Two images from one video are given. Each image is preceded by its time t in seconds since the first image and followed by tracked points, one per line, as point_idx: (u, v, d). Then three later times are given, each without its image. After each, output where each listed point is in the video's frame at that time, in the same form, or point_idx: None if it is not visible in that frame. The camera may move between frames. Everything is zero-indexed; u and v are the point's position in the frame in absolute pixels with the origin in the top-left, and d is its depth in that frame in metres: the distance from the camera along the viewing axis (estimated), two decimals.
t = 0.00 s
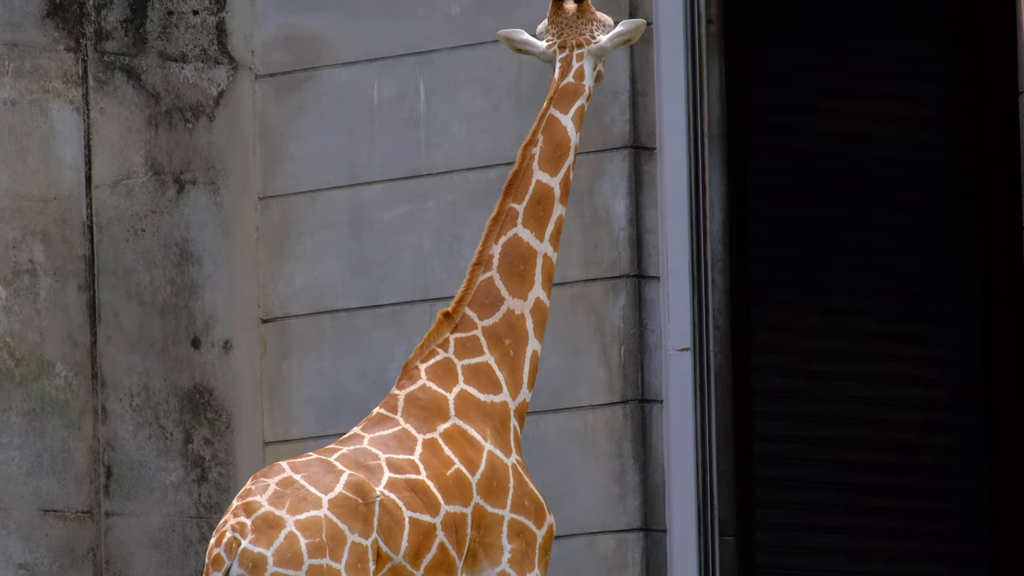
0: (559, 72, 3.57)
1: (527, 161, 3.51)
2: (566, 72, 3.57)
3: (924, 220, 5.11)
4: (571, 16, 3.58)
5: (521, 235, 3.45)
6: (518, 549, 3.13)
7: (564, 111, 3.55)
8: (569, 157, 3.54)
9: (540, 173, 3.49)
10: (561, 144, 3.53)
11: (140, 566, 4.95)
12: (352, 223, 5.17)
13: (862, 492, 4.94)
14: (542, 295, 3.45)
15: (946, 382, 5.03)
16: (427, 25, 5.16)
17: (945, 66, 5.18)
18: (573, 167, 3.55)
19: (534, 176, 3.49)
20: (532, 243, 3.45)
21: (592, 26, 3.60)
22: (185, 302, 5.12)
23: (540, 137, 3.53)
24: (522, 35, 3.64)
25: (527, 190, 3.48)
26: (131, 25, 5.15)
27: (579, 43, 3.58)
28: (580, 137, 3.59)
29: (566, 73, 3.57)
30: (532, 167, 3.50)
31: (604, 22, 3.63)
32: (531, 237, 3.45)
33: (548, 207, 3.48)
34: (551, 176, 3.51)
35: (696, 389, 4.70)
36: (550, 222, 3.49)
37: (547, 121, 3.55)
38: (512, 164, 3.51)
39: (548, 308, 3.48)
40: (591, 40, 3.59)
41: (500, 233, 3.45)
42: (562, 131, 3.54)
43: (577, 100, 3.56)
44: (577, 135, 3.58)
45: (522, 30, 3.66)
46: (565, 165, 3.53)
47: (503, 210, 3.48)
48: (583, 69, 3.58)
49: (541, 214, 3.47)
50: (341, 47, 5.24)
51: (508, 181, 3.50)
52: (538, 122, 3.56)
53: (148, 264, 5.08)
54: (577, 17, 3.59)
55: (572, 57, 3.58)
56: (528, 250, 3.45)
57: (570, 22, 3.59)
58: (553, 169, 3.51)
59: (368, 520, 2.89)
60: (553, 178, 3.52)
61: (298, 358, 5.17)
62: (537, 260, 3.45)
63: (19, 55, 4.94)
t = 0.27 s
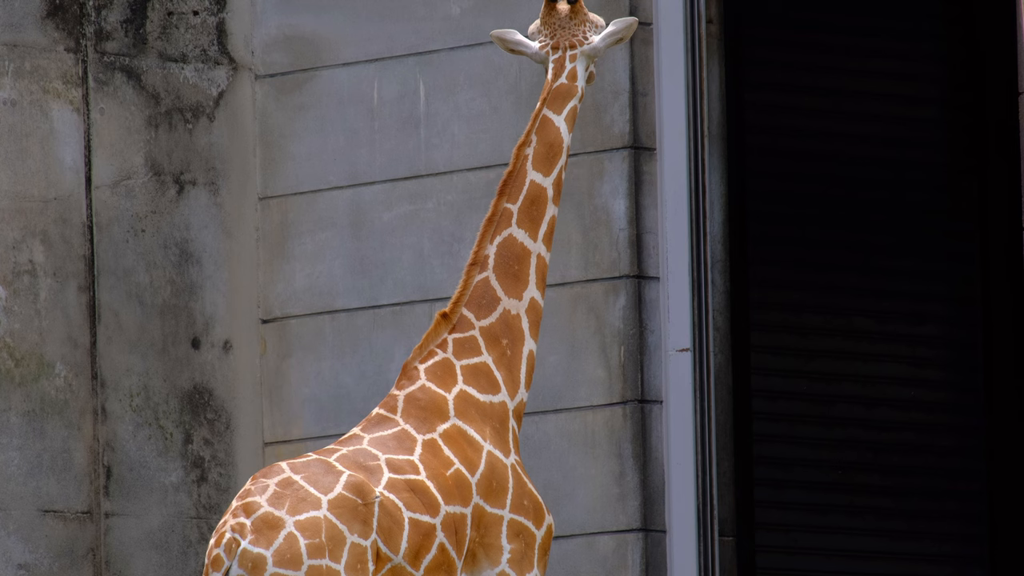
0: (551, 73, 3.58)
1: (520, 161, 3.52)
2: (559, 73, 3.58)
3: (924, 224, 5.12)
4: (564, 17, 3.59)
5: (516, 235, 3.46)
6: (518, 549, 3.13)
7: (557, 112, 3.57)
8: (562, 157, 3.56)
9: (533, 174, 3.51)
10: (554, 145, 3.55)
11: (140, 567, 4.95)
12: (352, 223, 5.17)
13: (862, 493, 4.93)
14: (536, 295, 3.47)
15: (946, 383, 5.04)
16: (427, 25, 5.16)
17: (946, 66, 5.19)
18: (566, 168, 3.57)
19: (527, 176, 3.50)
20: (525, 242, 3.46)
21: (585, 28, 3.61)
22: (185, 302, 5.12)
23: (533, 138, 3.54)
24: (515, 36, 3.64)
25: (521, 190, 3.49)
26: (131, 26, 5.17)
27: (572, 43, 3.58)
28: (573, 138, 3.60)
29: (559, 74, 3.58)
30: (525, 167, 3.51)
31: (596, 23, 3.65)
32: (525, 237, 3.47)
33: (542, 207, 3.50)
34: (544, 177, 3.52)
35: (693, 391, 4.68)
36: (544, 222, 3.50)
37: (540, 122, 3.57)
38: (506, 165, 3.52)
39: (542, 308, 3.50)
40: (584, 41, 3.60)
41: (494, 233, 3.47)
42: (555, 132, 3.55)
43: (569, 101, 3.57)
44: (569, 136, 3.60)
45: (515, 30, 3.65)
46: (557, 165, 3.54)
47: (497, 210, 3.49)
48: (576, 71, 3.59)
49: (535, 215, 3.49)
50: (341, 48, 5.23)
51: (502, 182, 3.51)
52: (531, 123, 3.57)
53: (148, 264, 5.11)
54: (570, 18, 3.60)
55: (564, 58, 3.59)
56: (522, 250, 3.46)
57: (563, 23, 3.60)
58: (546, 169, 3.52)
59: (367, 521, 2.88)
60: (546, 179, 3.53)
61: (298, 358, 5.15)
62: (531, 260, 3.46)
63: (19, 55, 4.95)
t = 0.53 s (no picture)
0: (549, 74, 3.58)
1: (518, 162, 3.52)
2: (557, 73, 3.58)
3: (924, 223, 5.13)
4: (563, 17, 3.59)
5: (514, 236, 3.46)
6: (518, 549, 3.13)
7: (555, 112, 3.57)
8: (560, 158, 3.56)
9: (531, 174, 3.51)
10: (552, 145, 3.55)
11: (140, 567, 4.95)
12: (352, 223, 5.16)
13: (862, 493, 4.93)
14: (534, 295, 3.47)
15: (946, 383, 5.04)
16: (427, 25, 5.16)
17: (946, 66, 5.20)
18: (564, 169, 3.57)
19: (525, 177, 3.50)
20: (523, 243, 3.47)
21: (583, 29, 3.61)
22: (185, 303, 5.12)
23: (531, 138, 3.54)
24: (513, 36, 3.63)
25: (518, 190, 3.49)
26: (131, 26, 5.18)
27: (569, 44, 3.58)
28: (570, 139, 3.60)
29: (556, 74, 3.58)
30: (524, 168, 3.51)
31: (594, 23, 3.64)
32: (523, 238, 3.47)
33: (539, 207, 3.50)
34: (542, 177, 3.52)
35: (692, 392, 4.68)
36: (541, 223, 3.51)
37: (538, 122, 3.56)
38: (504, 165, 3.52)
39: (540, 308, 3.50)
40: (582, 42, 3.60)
41: (492, 234, 3.47)
42: (553, 133, 3.55)
43: (567, 102, 3.57)
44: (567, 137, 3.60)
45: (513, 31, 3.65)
46: (555, 166, 3.54)
47: (495, 210, 3.49)
48: (574, 71, 3.60)
49: (533, 216, 3.49)
50: (340, 48, 5.23)
51: (500, 182, 3.51)
52: (529, 123, 3.57)
53: (148, 265, 5.11)
54: (569, 19, 3.60)
55: (562, 59, 3.59)
56: (520, 250, 3.46)
57: (560, 24, 3.60)
58: (544, 169, 3.52)
59: (368, 521, 2.88)
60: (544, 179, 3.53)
61: (297, 358, 5.15)
62: (528, 260, 3.47)
63: (19, 55, 4.96)
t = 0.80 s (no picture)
0: (551, 75, 3.58)
1: (520, 162, 3.52)
2: (559, 75, 3.58)
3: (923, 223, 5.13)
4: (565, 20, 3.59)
5: (515, 237, 3.46)
6: (518, 550, 3.13)
7: (557, 114, 3.57)
8: (561, 159, 3.56)
9: (533, 175, 3.51)
10: (554, 147, 3.54)
11: (140, 568, 4.96)
12: (352, 224, 5.16)
13: (862, 494, 4.93)
14: (535, 296, 3.47)
15: (946, 384, 5.04)
16: (427, 26, 5.16)
17: (946, 66, 5.20)
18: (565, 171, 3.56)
19: (526, 177, 3.50)
20: (524, 243, 3.46)
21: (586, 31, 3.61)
22: (185, 303, 5.12)
23: (533, 139, 3.54)
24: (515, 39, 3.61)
25: (520, 191, 3.49)
26: (131, 27, 5.18)
27: (572, 46, 3.58)
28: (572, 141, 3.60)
29: (559, 76, 3.58)
30: (525, 169, 3.51)
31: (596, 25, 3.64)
32: (525, 239, 3.47)
33: (540, 208, 3.50)
34: (543, 178, 3.52)
35: (693, 393, 4.68)
36: (543, 224, 3.50)
37: (539, 123, 3.56)
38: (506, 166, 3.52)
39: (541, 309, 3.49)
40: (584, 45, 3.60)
41: (493, 234, 3.47)
42: (554, 134, 3.55)
43: (569, 103, 3.57)
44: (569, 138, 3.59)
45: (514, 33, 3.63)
46: (556, 167, 3.54)
47: (497, 211, 3.49)
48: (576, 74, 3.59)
49: (535, 217, 3.49)
50: (340, 49, 5.23)
51: (501, 183, 3.51)
52: (531, 124, 3.57)
53: (148, 265, 5.11)
54: (571, 21, 3.59)
55: (565, 61, 3.59)
56: (521, 251, 3.46)
57: (563, 26, 3.59)
58: (545, 170, 3.52)
59: (369, 522, 2.88)
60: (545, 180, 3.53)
61: (297, 359, 5.15)
62: (529, 261, 3.46)
63: (19, 56, 4.96)
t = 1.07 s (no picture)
0: (558, 78, 3.59)
1: (525, 164, 3.53)
2: (566, 78, 3.59)
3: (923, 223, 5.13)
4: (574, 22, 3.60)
5: (519, 238, 3.46)
6: (519, 550, 3.13)
7: (563, 117, 3.57)
8: (567, 162, 3.56)
9: (538, 177, 3.51)
10: (560, 149, 3.55)
11: (140, 568, 4.96)
12: (352, 224, 5.16)
13: (862, 494, 4.93)
14: (538, 298, 3.47)
15: (946, 384, 5.04)
16: (426, 26, 5.16)
17: (946, 67, 5.20)
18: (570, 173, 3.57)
19: (531, 180, 3.51)
20: (529, 245, 3.47)
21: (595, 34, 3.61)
22: (185, 304, 5.13)
23: (539, 142, 3.55)
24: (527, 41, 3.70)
25: (525, 193, 3.50)
26: (131, 27, 5.18)
27: (580, 49, 3.59)
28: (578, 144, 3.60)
29: (567, 79, 3.58)
30: (530, 171, 3.52)
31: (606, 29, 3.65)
32: (529, 240, 3.47)
33: (545, 210, 3.50)
34: (548, 181, 3.53)
35: (694, 394, 4.68)
36: (547, 226, 3.51)
37: (546, 126, 3.57)
38: (511, 168, 3.53)
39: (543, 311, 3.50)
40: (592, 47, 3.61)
41: (497, 236, 3.47)
42: (560, 137, 3.55)
43: (576, 106, 3.57)
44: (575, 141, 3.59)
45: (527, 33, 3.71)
46: (562, 170, 3.54)
47: (501, 212, 3.49)
48: (584, 76, 3.60)
49: (539, 219, 3.49)
50: (340, 49, 5.23)
51: (506, 185, 3.51)
52: (537, 127, 3.57)
53: (148, 265, 5.11)
54: (580, 24, 3.60)
55: (572, 63, 3.59)
56: (525, 252, 3.46)
57: (572, 28, 3.60)
58: (551, 172, 3.52)
59: (371, 523, 2.88)
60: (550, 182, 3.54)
61: (297, 359, 5.15)
62: (533, 263, 3.47)
63: (19, 56, 4.96)
